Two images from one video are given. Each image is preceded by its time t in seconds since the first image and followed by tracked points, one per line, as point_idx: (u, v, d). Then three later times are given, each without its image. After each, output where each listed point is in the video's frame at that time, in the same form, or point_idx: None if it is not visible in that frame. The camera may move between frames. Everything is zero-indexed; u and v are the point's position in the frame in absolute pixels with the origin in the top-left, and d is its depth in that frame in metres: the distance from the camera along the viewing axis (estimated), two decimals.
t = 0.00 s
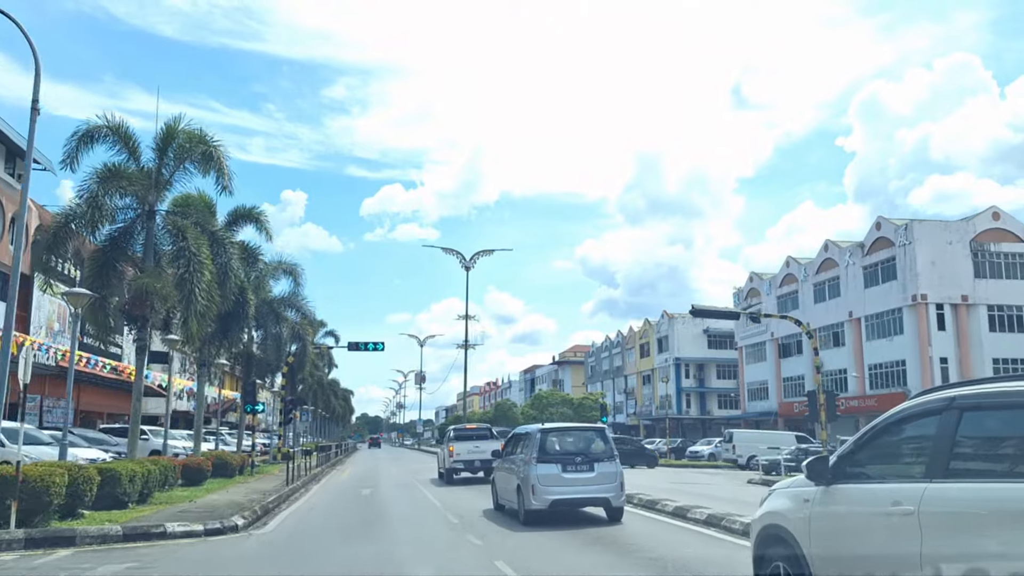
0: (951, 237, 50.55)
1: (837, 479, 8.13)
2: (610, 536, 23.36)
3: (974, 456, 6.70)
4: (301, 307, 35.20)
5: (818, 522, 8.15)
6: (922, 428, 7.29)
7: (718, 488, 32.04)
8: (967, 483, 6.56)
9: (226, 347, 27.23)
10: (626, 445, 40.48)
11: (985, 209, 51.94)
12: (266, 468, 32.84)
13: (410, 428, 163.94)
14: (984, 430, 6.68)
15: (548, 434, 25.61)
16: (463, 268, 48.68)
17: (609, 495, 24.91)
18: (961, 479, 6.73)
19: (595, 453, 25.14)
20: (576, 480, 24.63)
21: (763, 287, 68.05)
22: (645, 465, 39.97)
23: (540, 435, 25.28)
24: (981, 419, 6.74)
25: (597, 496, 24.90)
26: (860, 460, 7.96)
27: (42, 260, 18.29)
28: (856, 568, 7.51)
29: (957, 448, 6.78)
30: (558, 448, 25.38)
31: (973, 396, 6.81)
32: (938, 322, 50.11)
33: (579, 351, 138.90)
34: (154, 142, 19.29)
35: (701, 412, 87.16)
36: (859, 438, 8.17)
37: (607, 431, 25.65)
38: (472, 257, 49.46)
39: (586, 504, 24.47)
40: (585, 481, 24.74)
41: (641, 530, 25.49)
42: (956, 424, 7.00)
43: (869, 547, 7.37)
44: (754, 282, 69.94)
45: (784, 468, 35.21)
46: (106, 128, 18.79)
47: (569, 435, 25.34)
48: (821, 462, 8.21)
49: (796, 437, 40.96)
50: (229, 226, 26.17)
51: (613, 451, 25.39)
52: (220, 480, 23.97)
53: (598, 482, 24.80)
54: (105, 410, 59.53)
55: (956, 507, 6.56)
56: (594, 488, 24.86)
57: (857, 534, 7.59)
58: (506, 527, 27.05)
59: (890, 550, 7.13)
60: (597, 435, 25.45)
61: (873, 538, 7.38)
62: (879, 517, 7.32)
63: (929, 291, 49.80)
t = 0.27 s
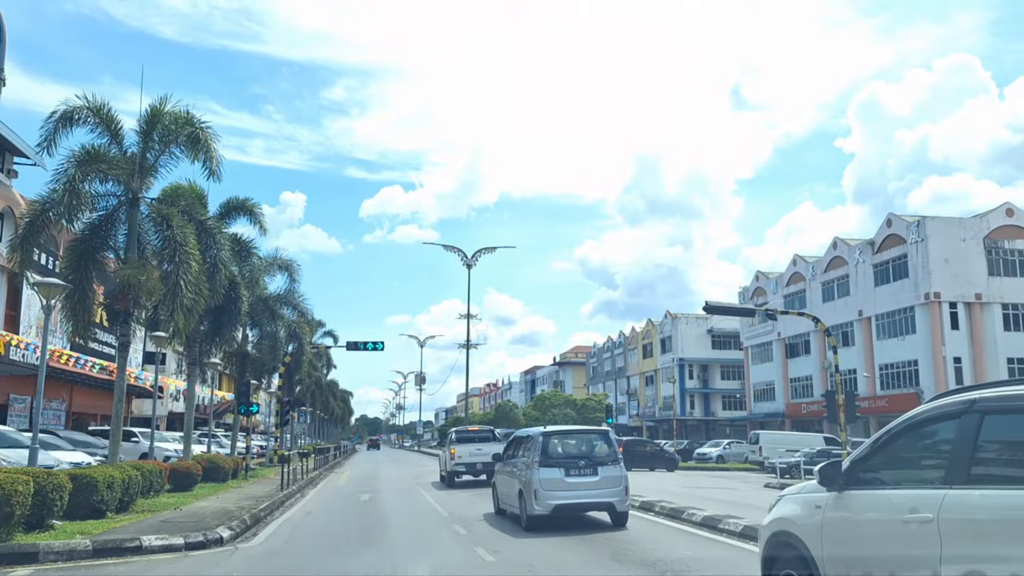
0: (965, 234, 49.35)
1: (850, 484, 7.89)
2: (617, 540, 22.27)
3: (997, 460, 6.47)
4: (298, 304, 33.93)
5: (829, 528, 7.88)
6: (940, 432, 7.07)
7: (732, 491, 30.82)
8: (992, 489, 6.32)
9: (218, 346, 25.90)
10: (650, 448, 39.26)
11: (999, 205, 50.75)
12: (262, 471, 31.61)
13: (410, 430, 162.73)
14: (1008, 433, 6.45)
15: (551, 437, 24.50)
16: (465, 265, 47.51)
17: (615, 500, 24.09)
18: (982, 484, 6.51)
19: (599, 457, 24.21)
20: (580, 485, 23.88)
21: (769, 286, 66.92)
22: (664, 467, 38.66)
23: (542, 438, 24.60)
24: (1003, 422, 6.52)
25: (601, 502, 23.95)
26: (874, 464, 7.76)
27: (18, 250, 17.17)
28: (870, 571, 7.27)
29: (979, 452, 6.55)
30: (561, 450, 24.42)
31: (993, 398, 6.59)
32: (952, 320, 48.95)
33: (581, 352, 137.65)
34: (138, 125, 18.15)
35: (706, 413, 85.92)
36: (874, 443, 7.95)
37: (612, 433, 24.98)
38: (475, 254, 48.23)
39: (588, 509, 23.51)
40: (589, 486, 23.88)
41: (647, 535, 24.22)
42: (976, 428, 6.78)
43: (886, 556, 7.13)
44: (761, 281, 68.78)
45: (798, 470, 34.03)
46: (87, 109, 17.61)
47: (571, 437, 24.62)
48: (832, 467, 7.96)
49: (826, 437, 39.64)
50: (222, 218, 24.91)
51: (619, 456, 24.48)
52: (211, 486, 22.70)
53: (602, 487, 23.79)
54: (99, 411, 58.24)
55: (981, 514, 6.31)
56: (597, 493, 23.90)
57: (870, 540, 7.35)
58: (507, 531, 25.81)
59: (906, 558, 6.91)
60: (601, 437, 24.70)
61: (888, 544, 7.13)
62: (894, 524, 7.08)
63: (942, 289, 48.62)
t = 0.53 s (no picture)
0: (979, 229, 48.16)
1: (862, 490, 7.35)
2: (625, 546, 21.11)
3: None
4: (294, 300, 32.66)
5: (842, 536, 7.33)
6: (962, 434, 6.55)
7: (745, 494, 29.58)
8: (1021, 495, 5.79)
9: (208, 343, 24.64)
10: (670, 450, 38.02)
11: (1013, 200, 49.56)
12: (257, 475, 30.36)
13: (410, 431, 161.55)
14: None
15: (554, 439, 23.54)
16: (466, 262, 46.34)
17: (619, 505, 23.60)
18: (1008, 490, 6.02)
19: (604, 460, 23.72)
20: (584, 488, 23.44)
21: (775, 284, 65.73)
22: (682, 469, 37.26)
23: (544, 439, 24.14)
24: None
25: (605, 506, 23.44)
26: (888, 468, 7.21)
27: None
28: None
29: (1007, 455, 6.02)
30: (563, 453, 23.71)
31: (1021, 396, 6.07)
32: (966, 318, 47.77)
33: (582, 352, 136.42)
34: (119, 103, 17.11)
35: (710, 414, 84.66)
36: (888, 445, 7.44)
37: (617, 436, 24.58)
38: (476, 250, 47.01)
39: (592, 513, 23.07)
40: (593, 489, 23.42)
41: (651, 539, 22.99)
42: (1000, 429, 6.26)
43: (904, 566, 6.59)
44: (766, 279, 67.59)
45: (812, 472, 32.83)
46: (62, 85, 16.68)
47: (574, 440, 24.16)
48: (845, 471, 7.39)
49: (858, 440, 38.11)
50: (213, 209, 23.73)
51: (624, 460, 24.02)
52: (199, 491, 21.43)
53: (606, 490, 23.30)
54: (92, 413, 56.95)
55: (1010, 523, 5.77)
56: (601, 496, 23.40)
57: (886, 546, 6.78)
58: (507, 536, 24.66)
59: (922, 568, 6.41)
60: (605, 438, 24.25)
61: (904, 554, 6.61)
62: (912, 532, 6.55)
63: (956, 286, 47.41)
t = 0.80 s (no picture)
0: (994, 224, 46.96)
1: (880, 495, 6.97)
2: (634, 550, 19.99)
3: None
4: (291, 296, 31.29)
5: (859, 542, 6.92)
6: (990, 438, 6.15)
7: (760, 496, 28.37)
8: None
9: (198, 339, 23.42)
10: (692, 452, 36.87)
11: None
12: (251, 478, 29.13)
13: (410, 431, 160.25)
14: None
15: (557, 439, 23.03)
16: (468, 258, 45.11)
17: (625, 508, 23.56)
18: None
19: (610, 462, 23.69)
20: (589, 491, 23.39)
21: (782, 281, 64.58)
22: (706, 468, 36.04)
23: (547, 441, 24.00)
24: None
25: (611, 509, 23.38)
26: (907, 472, 6.84)
27: None
28: None
29: None
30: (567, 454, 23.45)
31: None
32: (980, 314, 46.62)
33: (583, 352, 135.20)
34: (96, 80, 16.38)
35: (714, 413, 83.43)
36: (907, 448, 7.06)
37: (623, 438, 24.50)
38: (478, 246, 45.79)
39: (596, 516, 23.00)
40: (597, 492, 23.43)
41: (659, 544, 21.80)
42: None
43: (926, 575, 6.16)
44: (773, 276, 66.38)
45: (828, 474, 31.66)
46: (35, 62, 16.15)
47: (578, 442, 24.06)
48: (862, 476, 6.99)
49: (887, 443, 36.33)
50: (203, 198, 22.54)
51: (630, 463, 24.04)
52: (187, 496, 20.24)
53: (611, 493, 23.25)
54: (85, 412, 55.87)
55: None
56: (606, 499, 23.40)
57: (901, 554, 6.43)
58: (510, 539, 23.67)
59: None
60: (610, 440, 24.20)
61: (923, 562, 6.23)
62: (934, 539, 6.13)
63: (970, 282, 46.22)
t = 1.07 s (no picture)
0: (1008, 218, 45.82)
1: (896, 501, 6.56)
2: (645, 554, 18.90)
3: None
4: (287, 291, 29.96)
5: (872, 549, 6.51)
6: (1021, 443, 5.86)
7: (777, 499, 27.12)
8: None
9: (189, 336, 22.19)
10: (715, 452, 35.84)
11: None
12: (245, 481, 27.88)
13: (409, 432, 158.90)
14: None
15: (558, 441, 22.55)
16: (469, 254, 43.91)
17: (630, 511, 22.80)
18: None
19: (613, 464, 22.92)
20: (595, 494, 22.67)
21: (789, 278, 63.47)
22: (730, 470, 35.02)
23: (549, 442, 23.27)
24: None
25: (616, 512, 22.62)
26: (928, 476, 6.46)
27: None
28: None
29: None
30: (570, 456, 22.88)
31: None
32: (995, 310, 45.45)
33: (584, 352, 133.90)
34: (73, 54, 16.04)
35: (718, 413, 82.21)
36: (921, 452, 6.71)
37: (626, 439, 23.70)
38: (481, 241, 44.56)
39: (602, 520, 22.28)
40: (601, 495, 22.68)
41: (666, 548, 20.71)
42: None
43: None
44: (779, 273, 65.23)
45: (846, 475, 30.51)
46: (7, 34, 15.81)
47: (581, 443, 23.33)
48: (879, 479, 6.59)
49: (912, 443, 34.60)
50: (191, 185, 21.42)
51: (633, 466, 23.31)
52: (174, 502, 19.07)
53: (617, 495, 22.49)
54: (78, 414, 54.64)
55: None
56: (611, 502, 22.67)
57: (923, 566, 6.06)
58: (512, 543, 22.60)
59: None
60: (613, 441, 23.47)
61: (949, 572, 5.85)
62: (957, 547, 5.80)
63: (985, 277, 45.06)
